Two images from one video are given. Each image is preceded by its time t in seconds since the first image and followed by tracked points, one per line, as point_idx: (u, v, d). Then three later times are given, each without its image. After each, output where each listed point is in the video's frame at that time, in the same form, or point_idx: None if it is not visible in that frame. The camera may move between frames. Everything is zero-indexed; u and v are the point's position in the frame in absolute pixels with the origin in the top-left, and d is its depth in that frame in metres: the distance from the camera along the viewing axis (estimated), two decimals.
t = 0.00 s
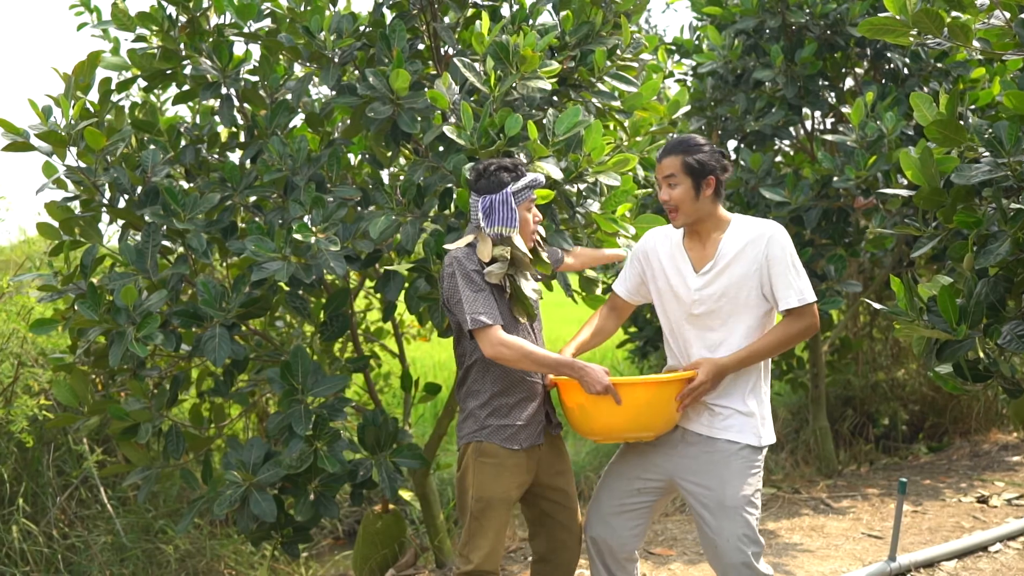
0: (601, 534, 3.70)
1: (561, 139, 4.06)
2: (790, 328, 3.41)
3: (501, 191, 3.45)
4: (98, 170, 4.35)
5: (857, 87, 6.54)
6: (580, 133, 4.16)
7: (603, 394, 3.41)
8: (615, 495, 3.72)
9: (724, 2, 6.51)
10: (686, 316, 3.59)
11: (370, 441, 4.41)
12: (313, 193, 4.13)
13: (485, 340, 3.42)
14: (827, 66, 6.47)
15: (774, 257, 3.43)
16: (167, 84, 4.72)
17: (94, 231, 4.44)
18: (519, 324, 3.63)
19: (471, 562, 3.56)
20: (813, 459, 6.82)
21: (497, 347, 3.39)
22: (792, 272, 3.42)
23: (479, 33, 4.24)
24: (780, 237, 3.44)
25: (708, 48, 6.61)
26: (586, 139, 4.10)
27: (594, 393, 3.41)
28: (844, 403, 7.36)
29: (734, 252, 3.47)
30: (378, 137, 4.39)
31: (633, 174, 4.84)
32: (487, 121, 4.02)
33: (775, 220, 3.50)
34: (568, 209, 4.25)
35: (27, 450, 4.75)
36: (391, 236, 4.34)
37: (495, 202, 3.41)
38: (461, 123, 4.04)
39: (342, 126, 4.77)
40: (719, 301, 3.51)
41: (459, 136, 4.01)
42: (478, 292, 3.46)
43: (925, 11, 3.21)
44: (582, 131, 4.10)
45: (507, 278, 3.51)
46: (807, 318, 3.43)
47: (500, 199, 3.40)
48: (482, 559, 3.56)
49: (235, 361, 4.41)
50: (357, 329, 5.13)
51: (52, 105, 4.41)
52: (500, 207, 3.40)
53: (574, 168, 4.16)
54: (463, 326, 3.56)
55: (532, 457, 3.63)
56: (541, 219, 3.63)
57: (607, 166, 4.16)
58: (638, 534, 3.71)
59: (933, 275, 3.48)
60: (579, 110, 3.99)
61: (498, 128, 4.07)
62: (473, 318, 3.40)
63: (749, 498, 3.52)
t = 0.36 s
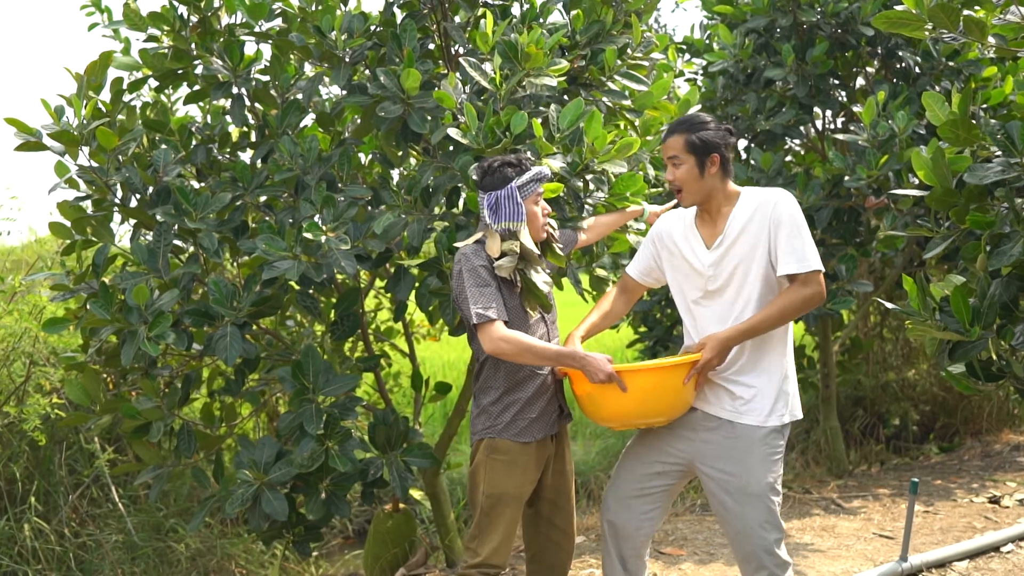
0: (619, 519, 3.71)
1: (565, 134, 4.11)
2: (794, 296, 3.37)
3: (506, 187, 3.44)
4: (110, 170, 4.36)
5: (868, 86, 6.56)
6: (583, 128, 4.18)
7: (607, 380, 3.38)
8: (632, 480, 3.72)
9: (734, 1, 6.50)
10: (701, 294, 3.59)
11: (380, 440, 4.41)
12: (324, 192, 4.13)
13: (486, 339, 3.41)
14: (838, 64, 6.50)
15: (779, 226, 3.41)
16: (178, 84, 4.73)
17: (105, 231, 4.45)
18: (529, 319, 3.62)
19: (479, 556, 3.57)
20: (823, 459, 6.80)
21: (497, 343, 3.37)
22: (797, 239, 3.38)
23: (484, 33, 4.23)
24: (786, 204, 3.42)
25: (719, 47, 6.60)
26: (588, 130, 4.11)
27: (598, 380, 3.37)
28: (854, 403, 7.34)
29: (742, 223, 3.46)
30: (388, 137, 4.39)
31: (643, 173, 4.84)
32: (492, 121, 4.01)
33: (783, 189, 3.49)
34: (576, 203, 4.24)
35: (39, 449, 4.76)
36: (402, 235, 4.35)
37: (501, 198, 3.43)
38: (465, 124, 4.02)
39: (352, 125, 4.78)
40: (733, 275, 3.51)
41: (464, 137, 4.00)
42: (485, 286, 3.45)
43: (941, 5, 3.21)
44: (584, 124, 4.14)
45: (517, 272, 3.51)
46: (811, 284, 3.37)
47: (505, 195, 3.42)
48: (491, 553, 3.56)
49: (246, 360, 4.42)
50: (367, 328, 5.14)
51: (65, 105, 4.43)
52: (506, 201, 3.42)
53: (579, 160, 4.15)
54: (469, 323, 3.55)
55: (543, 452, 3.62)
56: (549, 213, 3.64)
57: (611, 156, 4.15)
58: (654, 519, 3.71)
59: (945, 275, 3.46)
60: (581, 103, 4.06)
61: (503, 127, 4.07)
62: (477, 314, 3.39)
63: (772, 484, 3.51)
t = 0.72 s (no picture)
0: (630, 514, 3.72)
1: (580, 139, 4.06)
2: (816, 292, 3.38)
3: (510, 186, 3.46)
4: (123, 170, 4.37)
5: (879, 85, 6.54)
6: (600, 134, 4.23)
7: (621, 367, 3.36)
8: (645, 476, 3.72)
9: (745, 1, 6.49)
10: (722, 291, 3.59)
11: (391, 440, 4.42)
12: (336, 192, 4.14)
13: (498, 335, 3.39)
14: (848, 64, 6.48)
15: (800, 223, 3.40)
16: (189, 84, 4.74)
17: (117, 231, 4.46)
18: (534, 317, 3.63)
19: (491, 557, 3.56)
20: (833, 460, 6.79)
21: (508, 339, 3.35)
22: (811, 237, 3.37)
23: (500, 33, 4.24)
24: (804, 198, 3.41)
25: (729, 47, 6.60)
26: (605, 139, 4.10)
27: (611, 368, 3.36)
28: (865, 404, 7.33)
29: (761, 222, 3.44)
30: (399, 137, 4.39)
31: (654, 173, 4.84)
32: (506, 122, 4.01)
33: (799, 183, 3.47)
34: (589, 211, 4.29)
35: (51, 448, 4.78)
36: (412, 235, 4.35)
37: (502, 197, 3.43)
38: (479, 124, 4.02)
39: (363, 126, 4.78)
40: (749, 273, 3.51)
41: (478, 137, 3.99)
42: (490, 283, 3.45)
43: (953, 6, 3.20)
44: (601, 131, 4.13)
45: (519, 271, 3.51)
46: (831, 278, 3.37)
47: (506, 194, 3.43)
48: (503, 554, 3.56)
49: (257, 360, 4.43)
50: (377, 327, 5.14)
51: (77, 105, 4.44)
52: (507, 200, 3.42)
53: (594, 168, 4.19)
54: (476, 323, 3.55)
55: (554, 450, 3.62)
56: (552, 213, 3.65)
57: (627, 168, 4.16)
58: (666, 514, 3.73)
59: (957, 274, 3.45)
60: (598, 108, 4.03)
61: (517, 128, 4.08)
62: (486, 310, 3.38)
63: (788, 481, 3.52)
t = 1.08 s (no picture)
0: (646, 525, 3.72)
1: (593, 140, 4.09)
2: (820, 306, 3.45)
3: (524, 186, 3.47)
4: (133, 171, 4.39)
5: (888, 85, 6.47)
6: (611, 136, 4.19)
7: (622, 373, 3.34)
8: (661, 489, 3.72)
9: (754, 1, 6.48)
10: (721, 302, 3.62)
11: (400, 440, 4.43)
12: (345, 192, 4.14)
13: (502, 334, 3.37)
14: (858, 64, 6.43)
15: (806, 242, 3.43)
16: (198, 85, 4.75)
17: (128, 231, 4.47)
18: (549, 317, 3.64)
19: (506, 559, 3.56)
20: (842, 460, 6.78)
21: (512, 337, 3.34)
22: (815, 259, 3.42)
23: (512, 36, 4.21)
24: (810, 220, 3.43)
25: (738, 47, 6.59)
26: (618, 139, 4.13)
27: (612, 373, 3.33)
28: (873, 404, 7.32)
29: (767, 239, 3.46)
30: (409, 137, 4.40)
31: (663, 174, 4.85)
32: (519, 124, 4.01)
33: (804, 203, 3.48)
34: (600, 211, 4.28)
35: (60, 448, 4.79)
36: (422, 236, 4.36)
37: (516, 198, 3.43)
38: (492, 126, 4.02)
39: (372, 126, 4.79)
40: (751, 288, 3.54)
41: (492, 139, 3.99)
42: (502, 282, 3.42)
43: (964, 6, 3.19)
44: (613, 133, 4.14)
45: (533, 270, 3.51)
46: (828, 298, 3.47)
47: (521, 195, 3.43)
48: (517, 555, 3.56)
49: (267, 360, 4.44)
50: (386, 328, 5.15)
51: (88, 106, 4.45)
52: (521, 201, 3.42)
53: (606, 168, 4.19)
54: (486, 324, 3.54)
55: (569, 451, 3.62)
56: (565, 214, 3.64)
57: (639, 168, 4.17)
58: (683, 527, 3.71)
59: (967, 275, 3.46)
60: (611, 111, 4.05)
61: (530, 129, 4.08)
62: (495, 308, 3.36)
63: (793, 485, 3.52)
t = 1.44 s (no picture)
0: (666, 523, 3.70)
1: (592, 134, 4.08)
2: (819, 291, 3.37)
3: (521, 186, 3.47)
4: (140, 171, 4.40)
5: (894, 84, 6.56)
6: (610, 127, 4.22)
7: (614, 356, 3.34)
8: (678, 487, 3.71)
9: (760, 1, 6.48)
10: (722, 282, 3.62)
11: (407, 440, 4.43)
12: (351, 193, 4.15)
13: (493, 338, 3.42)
14: (864, 64, 6.49)
15: (802, 228, 3.43)
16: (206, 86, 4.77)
17: (135, 232, 4.49)
18: (551, 318, 3.60)
19: (510, 557, 3.57)
20: (848, 460, 6.78)
21: (500, 340, 3.38)
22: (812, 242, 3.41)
23: (511, 32, 4.26)
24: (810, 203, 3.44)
25: (744, 47, 6.59)
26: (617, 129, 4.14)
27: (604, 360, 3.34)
28: (879, 404, 7.31)
29: (766, 221, 3.48)
30: (415, 137, 4.40)
31: (669, 174, 4.85)
32: (519, 120, 4.01)
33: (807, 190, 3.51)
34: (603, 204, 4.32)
35: (68, 447, 4.80)
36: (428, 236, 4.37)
37: (516, 198, 3.44)
38: (491, 124, 4.04)
39: (378, 127, 4.80)
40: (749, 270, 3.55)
41: (490, 137, 4.00)
42: (498, 285, 3.44)
43: (969, 7, 3.20)
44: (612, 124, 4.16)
45: (533, 270, 3.49)
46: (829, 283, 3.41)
47: (520, 194, 3.44)
48: (522, 554, 3.56)
49: (274, 360, 4.45)
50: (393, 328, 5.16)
51: (96, 107, 4.47)
52: (521, 200, 3.43)
53: (607, 159, 4.20)
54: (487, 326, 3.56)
55: (577, 452, 3.61)
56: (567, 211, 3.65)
57: (640, 156, 4.18)
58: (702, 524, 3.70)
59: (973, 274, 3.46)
60: (609, 104, 4.04)
61: (530, 126, 4.06)
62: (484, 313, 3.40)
63: (810, 472, 3.58)
